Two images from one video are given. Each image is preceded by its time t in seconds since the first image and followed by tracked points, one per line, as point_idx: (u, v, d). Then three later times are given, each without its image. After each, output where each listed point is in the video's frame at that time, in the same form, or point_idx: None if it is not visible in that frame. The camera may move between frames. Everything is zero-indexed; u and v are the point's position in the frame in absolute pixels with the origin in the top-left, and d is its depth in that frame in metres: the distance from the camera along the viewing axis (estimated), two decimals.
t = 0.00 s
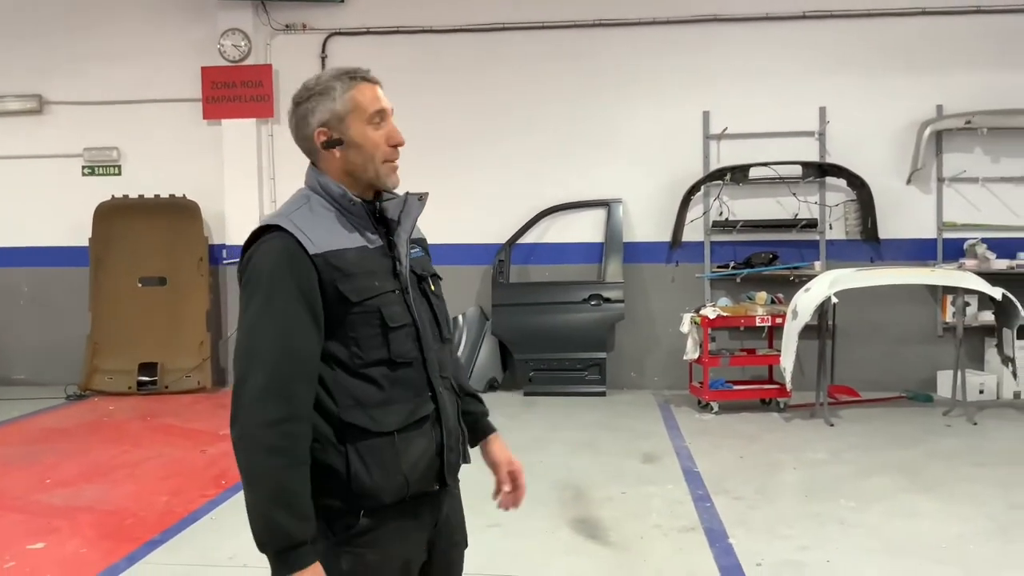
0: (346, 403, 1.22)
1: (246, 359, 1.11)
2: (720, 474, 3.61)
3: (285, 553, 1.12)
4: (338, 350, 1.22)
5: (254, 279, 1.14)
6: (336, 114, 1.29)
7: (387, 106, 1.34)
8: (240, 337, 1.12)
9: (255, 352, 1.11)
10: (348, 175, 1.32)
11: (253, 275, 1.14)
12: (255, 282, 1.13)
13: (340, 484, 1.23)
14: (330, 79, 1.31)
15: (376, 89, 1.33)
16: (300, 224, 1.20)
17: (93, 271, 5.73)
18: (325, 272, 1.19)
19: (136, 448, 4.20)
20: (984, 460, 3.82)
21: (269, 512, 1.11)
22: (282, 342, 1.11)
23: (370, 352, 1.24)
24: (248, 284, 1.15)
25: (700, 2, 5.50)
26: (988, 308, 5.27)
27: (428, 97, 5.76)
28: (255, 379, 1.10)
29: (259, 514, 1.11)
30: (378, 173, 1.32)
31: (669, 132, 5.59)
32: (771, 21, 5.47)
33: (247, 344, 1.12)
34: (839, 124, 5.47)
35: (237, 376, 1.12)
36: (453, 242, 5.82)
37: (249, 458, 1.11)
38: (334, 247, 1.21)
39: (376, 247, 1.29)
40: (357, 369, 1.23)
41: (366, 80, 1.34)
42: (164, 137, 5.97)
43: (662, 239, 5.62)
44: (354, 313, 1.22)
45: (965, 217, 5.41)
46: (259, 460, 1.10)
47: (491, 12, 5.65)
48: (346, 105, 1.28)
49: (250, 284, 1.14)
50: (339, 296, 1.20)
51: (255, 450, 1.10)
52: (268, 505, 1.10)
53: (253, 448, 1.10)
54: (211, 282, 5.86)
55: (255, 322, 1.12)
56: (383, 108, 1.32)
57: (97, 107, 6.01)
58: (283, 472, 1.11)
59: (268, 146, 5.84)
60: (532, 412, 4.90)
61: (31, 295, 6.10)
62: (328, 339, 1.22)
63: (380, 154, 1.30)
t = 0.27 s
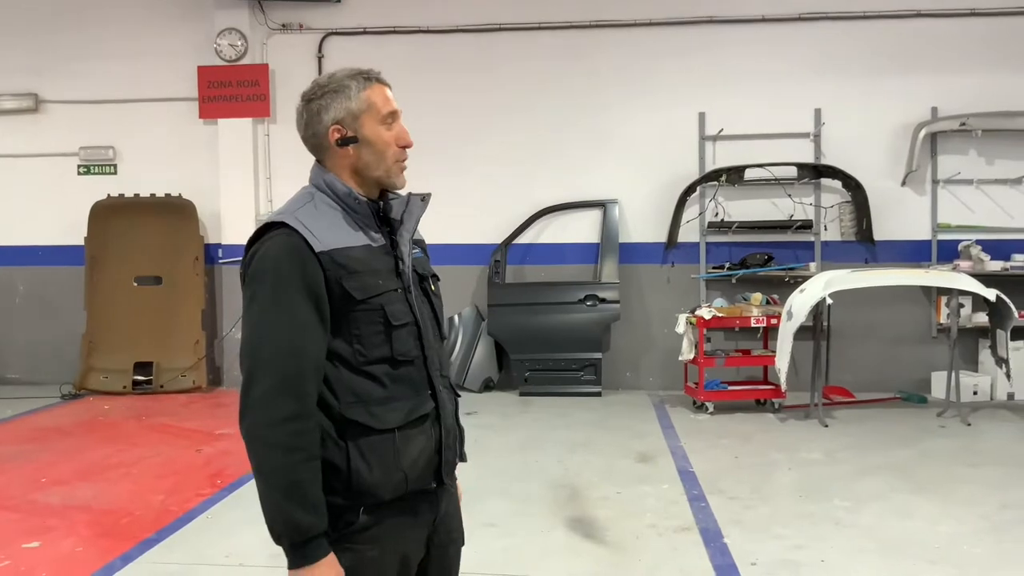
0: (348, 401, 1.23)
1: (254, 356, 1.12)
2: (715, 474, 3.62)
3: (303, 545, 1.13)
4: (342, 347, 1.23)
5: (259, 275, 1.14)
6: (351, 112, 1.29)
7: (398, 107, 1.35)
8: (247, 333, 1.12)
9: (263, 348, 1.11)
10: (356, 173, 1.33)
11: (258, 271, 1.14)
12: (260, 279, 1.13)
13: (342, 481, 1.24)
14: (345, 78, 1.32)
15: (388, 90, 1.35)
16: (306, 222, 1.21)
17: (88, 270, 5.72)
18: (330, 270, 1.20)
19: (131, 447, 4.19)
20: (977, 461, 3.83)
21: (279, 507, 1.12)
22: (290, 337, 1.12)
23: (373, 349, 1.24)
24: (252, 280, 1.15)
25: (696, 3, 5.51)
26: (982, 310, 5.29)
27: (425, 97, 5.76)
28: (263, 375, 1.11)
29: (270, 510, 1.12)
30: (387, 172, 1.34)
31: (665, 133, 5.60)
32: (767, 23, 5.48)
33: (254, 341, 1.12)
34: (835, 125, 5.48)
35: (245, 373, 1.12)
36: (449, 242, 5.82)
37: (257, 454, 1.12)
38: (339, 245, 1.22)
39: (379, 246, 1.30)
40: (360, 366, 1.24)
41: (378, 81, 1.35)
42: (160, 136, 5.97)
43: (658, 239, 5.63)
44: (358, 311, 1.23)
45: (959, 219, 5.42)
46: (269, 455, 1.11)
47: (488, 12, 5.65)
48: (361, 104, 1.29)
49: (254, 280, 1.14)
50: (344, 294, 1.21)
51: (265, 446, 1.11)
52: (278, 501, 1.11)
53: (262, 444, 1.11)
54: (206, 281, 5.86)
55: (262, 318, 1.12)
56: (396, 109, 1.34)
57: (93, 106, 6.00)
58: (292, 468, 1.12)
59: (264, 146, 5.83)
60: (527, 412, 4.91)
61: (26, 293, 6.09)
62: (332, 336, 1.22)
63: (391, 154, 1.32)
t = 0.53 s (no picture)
0: (348, 398, 1.23)
1: (264, 350, 1.11)
2: (710, 474, 3.63)
3: (335, 533, 1.13)
4: (342, 344, 1.23)
5: (263, 272, 1.14)
6: (356, 112, 1.30)
7: (402, 111, 1.36)
8: (255, 329, 1.12)
9: (273, 342, 1.11)
10: (357, 172, 1.33)
11: (262, 268, 1.14)
12: (264, 275, 1.14)
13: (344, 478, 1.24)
14: (351, 78, 1.32)
15: (393, 93, 1.36)
16: (308, 217, 1.22)
17: (83, 270, 5.71)
18: (334, 267, 1.20)
19: (127, 447, 4.19)
20: (971, 461, 3.85)
21: (301, 498, 1.11)
22: (298, 331, 1.12)
23: (373, 347, 1.25)
24: (256, 277, 1.15)
25: (691, 4, 5.53)
26: (976, 310, 5.31)
27: (420, 97, 5.76)
28: (276, 368, 1.11)
29: (291, 500, 1.11)
30: (388, 173, 1.34)
31: (660, 134, 5.61)
32: (762, 24, 5.50)
33: (263, 335, 1.12)
34: (830, 126, 5.50)
35: (255, 368, 1.12)
36: (445, 242, 5.82)
37: (275, 447, 1.11)
38: (342, 243, 1.23)
39: (378, 245, 1.31)
40: (360, 364, 1.24)
41: (383, 83, 1.36)
42: (155, 136, 5.96)
43: (654, 240, 5.64)
44: (360, 308, 1.23)
45: (953, 220, 5.44)
46: (288, 445, 1.11)
47: (484, 12, 5.66)
48: (367, 105, 1.30)
49: (258, 278, 1.14)
50: (346, 291, 1.22)
51: (284, 437, 1.11)
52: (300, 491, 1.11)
53: (277, 437, 1.11)
54: (202, 281, 5.85)
55: (269, 314, 1.12)
56: (401, 112, 1.35)
57: (88, 105, 5.99)
58: (312, 457, 1.12)
59: (260, 145, 5.83)
60: (523, 412, 4.92)
61: (21, 293, 6.08)
62: (333, 333, 1.22)
63: (393, 157, 1.33)
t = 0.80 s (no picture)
0: (343, 396, 1.24)
1: (262, 349, 1.12)
2: (706, 473, 3.64)
3: (332, 532, 1.14)
4: (337, 343, 1.24)
5: (259, 272, 1.15)
6: (358, 114, 1.30)
7: (403, 115, 1.37)
8: (252, 329, 1.13)
9: (271, 342, 1.12)
10: (354, 173, 1.34)
11: (258, 268, 1.15)
12: (261, 275, 1.14)
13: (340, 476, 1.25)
14: (355, 78, 1.33)
15: (395, 95, 1.37)
16: (303, 216, 1.22)
17: (80, 270, 5.71)
18: (329, 266, 1.21)
19: (122, 446, 4.18)
20: (965, 460, 3.87)
21: (298, 498, 1.12)
22: (295, 331, 1.13)
23: (368, 345, 1.26)
24: (252, 277, 1.15)
25: (687, 5, 5.54)
26: (971, 310, 5.33)
27: (417, 96, 5.76)
28: (274, 368, 1.12)
29: (289, 499, 1.12)
30: (385, 176, 1.35)
31: (657, 134, 5.62)
32: (758, 24, 5.51)
33: (260, 335, 1.12)
34: (825, 126, 5.52)
35: (252, 367, 1.12)
36: (441, 241, 5.83)
37: (271, 446, 1.12)
38: (338, 241, 1.24)
39: (374, 243, 1.31)
40: (355, 363, 1.25)
41: (387, 86, 1.36)
42: (151, 135, 5.96)
43: (650, 240, 5.65)
44: (355, 307, 1.24)
45: (948, 220, 5.46)
46: (287, 444, 1.12)
47: (481, 12, 5.66)
48: (369, 108, 1.30)
49: (254, 278, 1.15)
50: (341, 290, 1.22)
51: (283, 436, 1.11)
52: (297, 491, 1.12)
53: (275, 436, 1.12)
54: (197, 280, 5.85)
55: (266, 314, 1.13)
56: (402, 116, 1.35)
57: (84, 105, 5.98)
58: (309, 457, 1.12)
59: (256, 145, 5.83)
60: (519, 411, 4.92)
61: (17, 292, 6.07)
62: (328, 332, 1.23)
63: (389, 161, 1.34)
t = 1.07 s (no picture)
0: (338, 394, 1.24)
1: (252, 348, 1.12)
2: (701, 472, 3.64)
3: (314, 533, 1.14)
4: (332, 341, 1.24)
5: (252, 271, 1.15)
6: (351, 112, 1.30)
7: (398, 113, 1.36)
8: (243, 328, 1.13)
9: (261, 340, 1.12)
10: (349, 172, 1.34)
11: (252, 267, 1.15)
12: (254, 274, 1.14)
13: (333, 474, 1.25)
14: (350, 76, 1.32)
15: (390, 93, 1.36)
16: (296, 215, 1.23)
17: (75, 269, 5.69)
18: (322, 264, 1.21)
19: (117, 445, 4.17)
20: (960, 459, 3.88)
21: (283, 499, 1.13)
22: (286, 330, 1.13)
23: (363, 343, 1.26)
24: (245, 275, 1.16)
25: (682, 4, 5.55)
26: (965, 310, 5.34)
27: (412, 95, 5.76)
28: (263, 367, 1.12)
29: (274, 499, 1.13)
30: (380, 175, 1.35)
31: (652, 133, 5.63)
32: (753, 24, 5.52)
33: (250, 334, 1.13)
34: (820, 126, 5.53)
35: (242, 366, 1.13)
36: (437, 241, 5.83)
37: (259, 447, 1.12)
38: (331, 239, 1.23)
39: (369, 241, 1.31)
40: (350, 360, 1.25)
41: (382, 84, 1.36)
42: (146, 133, 5.94)
43: (645, 239, 5.65)
44: (349, 305, 1.24)
45: (943, 219, 5.48)
46: (273, 445, 1.12)
47: (476, 12, 5.67)
48: (363, 106, 1.30)
49: (247, 277, 1.15)
50: (335, 288, 1.22)
51: (269, 436, 1.12)
52: (282, 491, 1.12)
53: (263, 435, 1.12)
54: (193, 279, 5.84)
55: (257, 312, 1.13)
56: (396, 114, 1.35)
57: (79, 103, 5.97)
58: (296, 458, 1.12)
59: (252, 144, 5.83)
60: (514, 410, 4.93)
61: (11, 291, 6.06)
62: (323, 330, 1.23)
63: (383, 158, 1.33)
